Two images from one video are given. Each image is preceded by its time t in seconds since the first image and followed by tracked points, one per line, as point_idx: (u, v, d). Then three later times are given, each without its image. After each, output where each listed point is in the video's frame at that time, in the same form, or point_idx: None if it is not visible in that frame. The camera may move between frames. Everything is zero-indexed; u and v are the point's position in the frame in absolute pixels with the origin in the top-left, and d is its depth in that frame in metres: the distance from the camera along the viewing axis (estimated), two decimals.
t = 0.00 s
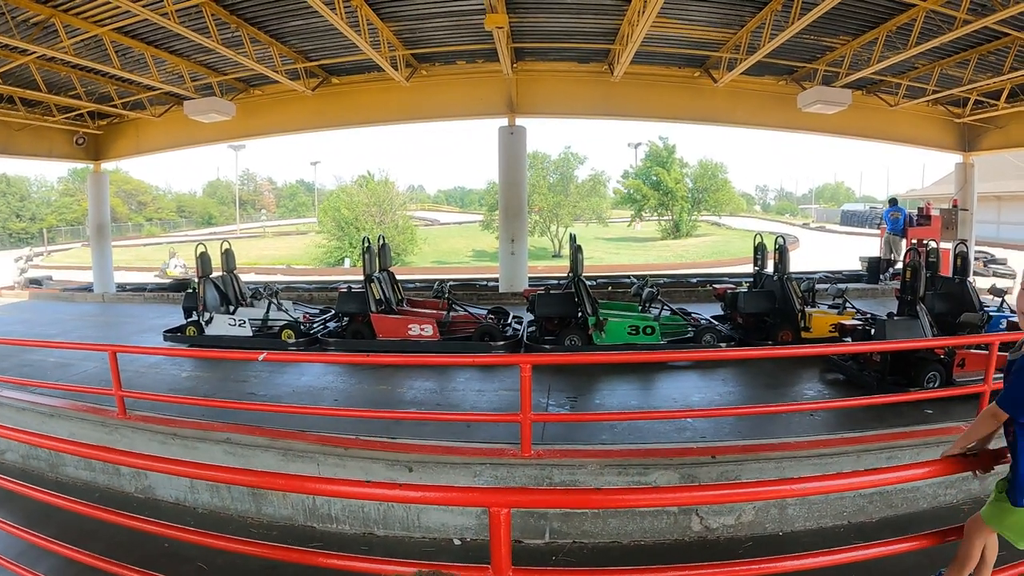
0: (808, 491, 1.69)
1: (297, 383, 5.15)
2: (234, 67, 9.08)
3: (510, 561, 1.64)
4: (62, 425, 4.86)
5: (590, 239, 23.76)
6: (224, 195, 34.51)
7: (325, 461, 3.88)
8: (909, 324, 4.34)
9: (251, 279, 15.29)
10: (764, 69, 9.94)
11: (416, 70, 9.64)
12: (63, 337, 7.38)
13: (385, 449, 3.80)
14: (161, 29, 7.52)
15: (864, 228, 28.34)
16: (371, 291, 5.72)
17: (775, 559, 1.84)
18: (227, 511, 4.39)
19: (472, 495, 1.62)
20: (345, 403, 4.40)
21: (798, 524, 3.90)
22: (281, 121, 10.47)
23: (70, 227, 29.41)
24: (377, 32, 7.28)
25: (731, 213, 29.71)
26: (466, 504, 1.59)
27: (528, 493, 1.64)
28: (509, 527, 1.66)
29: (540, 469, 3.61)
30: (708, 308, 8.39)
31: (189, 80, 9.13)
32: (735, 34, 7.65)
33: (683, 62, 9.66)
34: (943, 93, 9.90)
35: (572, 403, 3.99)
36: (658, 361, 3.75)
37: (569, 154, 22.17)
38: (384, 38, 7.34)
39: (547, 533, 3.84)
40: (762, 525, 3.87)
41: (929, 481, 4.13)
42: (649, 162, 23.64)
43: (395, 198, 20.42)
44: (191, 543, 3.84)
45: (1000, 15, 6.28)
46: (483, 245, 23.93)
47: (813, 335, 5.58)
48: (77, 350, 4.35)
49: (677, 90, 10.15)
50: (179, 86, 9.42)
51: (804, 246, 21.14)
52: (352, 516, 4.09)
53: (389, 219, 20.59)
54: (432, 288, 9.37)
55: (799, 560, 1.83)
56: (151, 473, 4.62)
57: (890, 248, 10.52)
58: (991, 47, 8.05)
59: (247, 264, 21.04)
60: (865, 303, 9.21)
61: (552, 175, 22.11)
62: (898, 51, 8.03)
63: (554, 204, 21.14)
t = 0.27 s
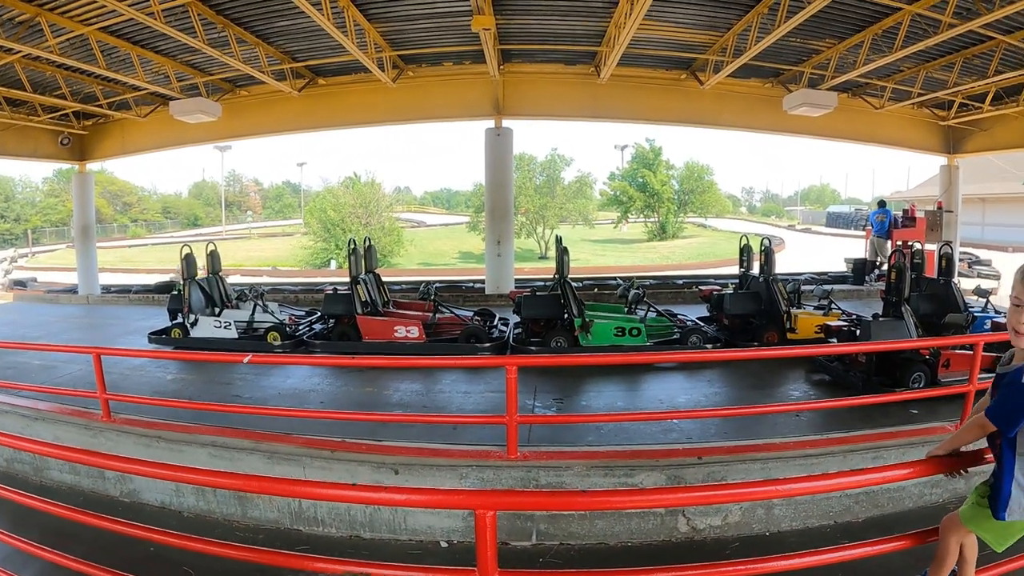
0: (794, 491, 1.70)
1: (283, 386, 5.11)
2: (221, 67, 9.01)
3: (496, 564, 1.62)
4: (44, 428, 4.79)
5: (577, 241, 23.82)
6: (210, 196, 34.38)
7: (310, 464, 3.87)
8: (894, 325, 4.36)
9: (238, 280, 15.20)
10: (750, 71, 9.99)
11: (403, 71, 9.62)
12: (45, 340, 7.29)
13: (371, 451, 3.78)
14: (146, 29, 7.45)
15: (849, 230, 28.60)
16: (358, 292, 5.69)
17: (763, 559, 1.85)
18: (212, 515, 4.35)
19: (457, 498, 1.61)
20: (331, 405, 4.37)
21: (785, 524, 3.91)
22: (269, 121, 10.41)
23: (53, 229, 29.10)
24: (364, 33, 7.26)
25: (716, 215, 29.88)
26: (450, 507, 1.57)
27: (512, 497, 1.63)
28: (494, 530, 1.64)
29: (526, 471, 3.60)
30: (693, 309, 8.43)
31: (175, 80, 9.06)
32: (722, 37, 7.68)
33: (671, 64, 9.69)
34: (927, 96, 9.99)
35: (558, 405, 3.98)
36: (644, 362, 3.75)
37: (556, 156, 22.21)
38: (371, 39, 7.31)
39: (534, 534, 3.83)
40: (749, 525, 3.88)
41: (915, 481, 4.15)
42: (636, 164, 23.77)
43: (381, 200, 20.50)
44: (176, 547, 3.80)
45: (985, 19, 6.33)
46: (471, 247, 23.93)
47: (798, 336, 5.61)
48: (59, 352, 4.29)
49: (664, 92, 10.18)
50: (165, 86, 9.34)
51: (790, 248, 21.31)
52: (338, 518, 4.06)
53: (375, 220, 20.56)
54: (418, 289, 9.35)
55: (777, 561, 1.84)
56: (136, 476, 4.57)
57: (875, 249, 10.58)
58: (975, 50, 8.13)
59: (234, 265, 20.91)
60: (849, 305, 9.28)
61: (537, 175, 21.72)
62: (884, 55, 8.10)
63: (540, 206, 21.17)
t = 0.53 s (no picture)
0: (770, 493, 1.74)
1: (262, 389, 5.05)
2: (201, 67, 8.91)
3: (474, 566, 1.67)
4: (18, 433, 4.70)
5: (557, 243, 23.88)
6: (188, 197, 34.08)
7: (289, 468, 3.79)
8: (872, 325, 4.39)
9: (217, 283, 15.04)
10: (730, 74, 10.07)
11: (382, 73, 9.57)
12: (19, 343, 7.16)
13: (350, 455, 3.74)
14: (125, 28, 7.35)
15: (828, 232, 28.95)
16: (337, 295, 5.65)
17: (744, 560, 1.87)
18: (191, 520, 4.28)
19: (436, 503, 1.65)
20: (310, 408, 4.32)
21: (766, 524, 3.92)
22: (251, 123, 10.31)
23: (29, 231, 28.64)
24: (344, 34, 7.22)
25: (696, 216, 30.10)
26: (427, 511, 1.61)
27: (497, 501, 1.67)
28: (472, 534, 1.69)
29: (506, 474, 3.57)
30: (673, 311, 8.46)
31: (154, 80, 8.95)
32: (701, 40, 7.73)
33: (653, 67, 9.73)
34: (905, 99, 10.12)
35: (538, 407, 3.96)
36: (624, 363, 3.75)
37: (536, 158, 22.24)
38: (351, 40, 7.26)
39: (515, 537, 3.80)
40: (730, 526, 3.89)
41: (894, 480, 4.18)
42: (615, 166, 23.93)
43: (360, 201, 20.46)
44: (154, 554, 3.74)
45: (961, 23, 6.41)
46: (451, 249, 23.88)
47: (778, 337, 5.65)
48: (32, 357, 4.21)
49: (645, 94, 10.23)
50: (144, 86, 9.22)
51: (769, 249, 21.51)
52: (318, 523, 4.02)
53: (354, 222, 20.52)
54: (398, 292, 9.32)
55: (752, 563, 1.86)
56: (114, 482, 4.49)
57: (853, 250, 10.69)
58: (953, 55, 8.24)
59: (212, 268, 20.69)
60: (828, 305, 9.36)
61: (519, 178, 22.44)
62: (862, 58, 8.19)
63: (520, 208, 21.17)
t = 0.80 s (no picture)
0: (740, 493, 1.77)
1: (234, 396, 4.98)
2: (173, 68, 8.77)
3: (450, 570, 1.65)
4: None
5: (530, 245, 23.91)
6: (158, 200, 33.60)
7: (262, 476, 3.70)
8: (843, 324, 4.42)
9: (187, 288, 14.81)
10: (702, 77, 10.16)
11: (354, 75, 9.51)
12: None
13: (323, 462, 3.69)
14: (94, 29, 7.22)
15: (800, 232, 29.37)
16: (309, 299, 5.60)
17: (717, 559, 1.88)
18: (165, 530, 4.20)
19: (410, 508, 1.63)
20: (283, 414, 4.26)
21: (741, 522, 3.93)
22: (225, 125, 10.18)
23: None
24: (316, 35, 7.15)
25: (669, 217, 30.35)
26: (400, 517, 1.59)
27: (470, 505, 1.64)
28: (447, 539, 1.67)
29: (480, 477, 3.53)
30: (645, 312, 8.51)
31: (125, 82, 8.79)
32: (672, 43, 7.78)
33: (629, 69, 9.79)
34: (875, 101, 10.29)
35: (512, 410, 3.94)
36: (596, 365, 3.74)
37: (508, 160, 22.28)
38: (323, 41, 7.20)
39: (491, 540, 3.77)
40: (705, 525, 3.89)
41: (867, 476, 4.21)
42: (587, 168, 24.11)
43: (333, 205, 20.39)
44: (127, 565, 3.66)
45: (929, 26, 6.52)
46: (424, 252, 23.78)
47: (750, 337, 5.70)
48: None
49: (618, 96, 10.29)
50: (114, 88, 9.06)
51: (742, 250, 21.75)
52: (293, 530, 3.96)
53: (326, 226, 20.42)
54: (369, 295, 9.26)
55: (724, 564, 1.87)
56: (86, 492, 4.39)
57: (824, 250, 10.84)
58: (922, 57, 8.38)
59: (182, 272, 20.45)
60: (800, 305, 9.45)
61: (490, 180, 21.98)
62: (832, 61, 8.31)
63: (492, 211, 21.17)
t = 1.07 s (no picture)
0: (715, 493, 1.73)
1: (210, 402, 4.93)
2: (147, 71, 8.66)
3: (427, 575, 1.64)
4: None
5: (507, 247, 23.95)
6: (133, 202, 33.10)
7: (239, 483, 3.66)
8: (818, 324, 4.46)
9: (161, 292, 14.63)
10: (676, 79, 10.23)
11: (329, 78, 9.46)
12: None
13: (301, 468, 3.65)
14: (66, 31, 7.10)
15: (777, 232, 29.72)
16: (284, 303, 5.56)
17: (690, 559, 1.84)
18: (142, 539, 4.12)
19: (389, 513, 1.61)
20: (258, 420, 4.23)
21: (719, 521, 3.92)
22: (203, 128, 10.08)
23: None
24: (290, 38, 7.10)
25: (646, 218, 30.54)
26: (380, 522, 1.59)
27: (447, 509, 1.63)
28: (424, 545, 1.65)
29: (458, 481, 3.51)
30: (621, 313, 8.56)
31: (98, 84, 8.66)
32: (648, 46, 7.83)
33: (604, 72, 9.83)
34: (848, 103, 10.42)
35: (489, 413, 3.94)
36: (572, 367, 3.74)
37: (483, 163, 22.28)
38: (298, 44, 7.14)
39: (469, 544, 3.69)
40: (684, 524, 3.87)
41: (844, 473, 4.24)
42: (563, 170, 24.27)
43: (308, 208, 20.26)
44: None
45: (901, 29, 6.60)
46: (399, 254, 23.68)
47: (725, 337, 5.74)
48: None
49: (593, 98, 10.32)
50: (87, 91, 8.93)
51: (718, 250, 21.95)
52: (271, 537, 3.92)
53: (301, 230, 20.35)
54: (345, 299, 9.23)
55: (710, 561, 1.84)
56: (61, 502, 4.28)
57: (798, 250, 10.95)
58: (894, 60, 8.51)
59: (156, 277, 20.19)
60: (775, 304, 9.53)
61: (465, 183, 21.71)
62: (805, 63, 8.40)
63: (468, 213, 21.17)
